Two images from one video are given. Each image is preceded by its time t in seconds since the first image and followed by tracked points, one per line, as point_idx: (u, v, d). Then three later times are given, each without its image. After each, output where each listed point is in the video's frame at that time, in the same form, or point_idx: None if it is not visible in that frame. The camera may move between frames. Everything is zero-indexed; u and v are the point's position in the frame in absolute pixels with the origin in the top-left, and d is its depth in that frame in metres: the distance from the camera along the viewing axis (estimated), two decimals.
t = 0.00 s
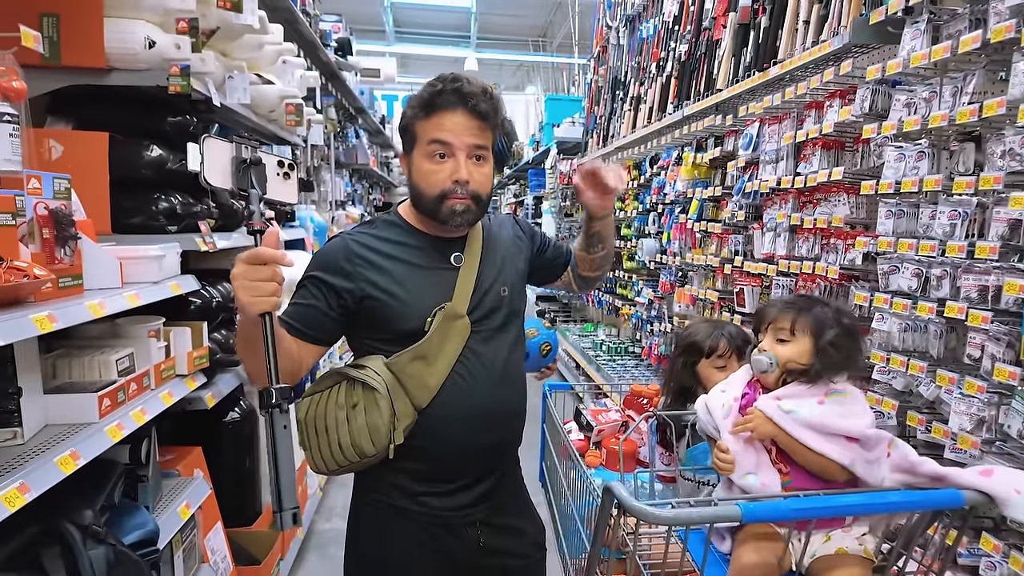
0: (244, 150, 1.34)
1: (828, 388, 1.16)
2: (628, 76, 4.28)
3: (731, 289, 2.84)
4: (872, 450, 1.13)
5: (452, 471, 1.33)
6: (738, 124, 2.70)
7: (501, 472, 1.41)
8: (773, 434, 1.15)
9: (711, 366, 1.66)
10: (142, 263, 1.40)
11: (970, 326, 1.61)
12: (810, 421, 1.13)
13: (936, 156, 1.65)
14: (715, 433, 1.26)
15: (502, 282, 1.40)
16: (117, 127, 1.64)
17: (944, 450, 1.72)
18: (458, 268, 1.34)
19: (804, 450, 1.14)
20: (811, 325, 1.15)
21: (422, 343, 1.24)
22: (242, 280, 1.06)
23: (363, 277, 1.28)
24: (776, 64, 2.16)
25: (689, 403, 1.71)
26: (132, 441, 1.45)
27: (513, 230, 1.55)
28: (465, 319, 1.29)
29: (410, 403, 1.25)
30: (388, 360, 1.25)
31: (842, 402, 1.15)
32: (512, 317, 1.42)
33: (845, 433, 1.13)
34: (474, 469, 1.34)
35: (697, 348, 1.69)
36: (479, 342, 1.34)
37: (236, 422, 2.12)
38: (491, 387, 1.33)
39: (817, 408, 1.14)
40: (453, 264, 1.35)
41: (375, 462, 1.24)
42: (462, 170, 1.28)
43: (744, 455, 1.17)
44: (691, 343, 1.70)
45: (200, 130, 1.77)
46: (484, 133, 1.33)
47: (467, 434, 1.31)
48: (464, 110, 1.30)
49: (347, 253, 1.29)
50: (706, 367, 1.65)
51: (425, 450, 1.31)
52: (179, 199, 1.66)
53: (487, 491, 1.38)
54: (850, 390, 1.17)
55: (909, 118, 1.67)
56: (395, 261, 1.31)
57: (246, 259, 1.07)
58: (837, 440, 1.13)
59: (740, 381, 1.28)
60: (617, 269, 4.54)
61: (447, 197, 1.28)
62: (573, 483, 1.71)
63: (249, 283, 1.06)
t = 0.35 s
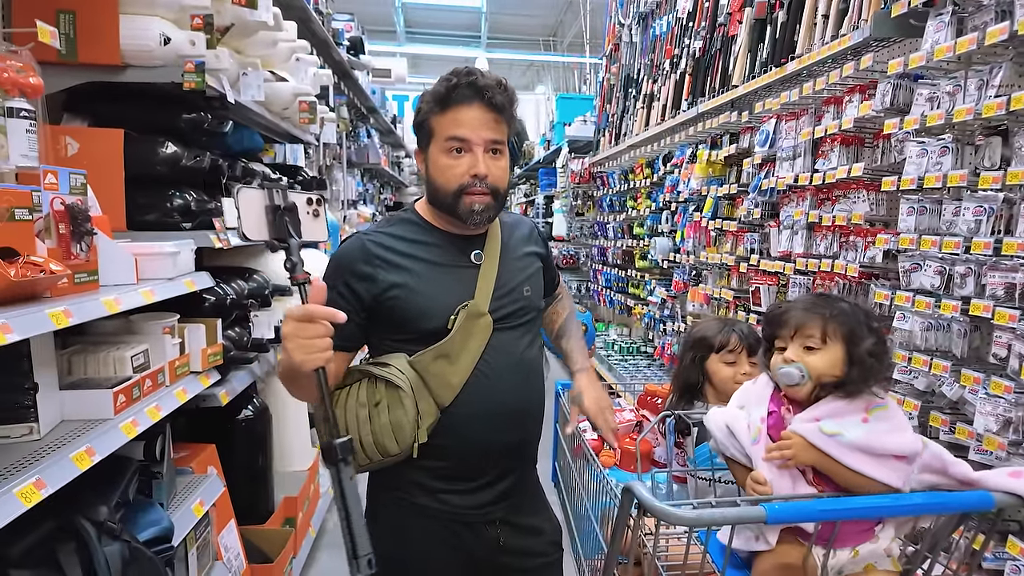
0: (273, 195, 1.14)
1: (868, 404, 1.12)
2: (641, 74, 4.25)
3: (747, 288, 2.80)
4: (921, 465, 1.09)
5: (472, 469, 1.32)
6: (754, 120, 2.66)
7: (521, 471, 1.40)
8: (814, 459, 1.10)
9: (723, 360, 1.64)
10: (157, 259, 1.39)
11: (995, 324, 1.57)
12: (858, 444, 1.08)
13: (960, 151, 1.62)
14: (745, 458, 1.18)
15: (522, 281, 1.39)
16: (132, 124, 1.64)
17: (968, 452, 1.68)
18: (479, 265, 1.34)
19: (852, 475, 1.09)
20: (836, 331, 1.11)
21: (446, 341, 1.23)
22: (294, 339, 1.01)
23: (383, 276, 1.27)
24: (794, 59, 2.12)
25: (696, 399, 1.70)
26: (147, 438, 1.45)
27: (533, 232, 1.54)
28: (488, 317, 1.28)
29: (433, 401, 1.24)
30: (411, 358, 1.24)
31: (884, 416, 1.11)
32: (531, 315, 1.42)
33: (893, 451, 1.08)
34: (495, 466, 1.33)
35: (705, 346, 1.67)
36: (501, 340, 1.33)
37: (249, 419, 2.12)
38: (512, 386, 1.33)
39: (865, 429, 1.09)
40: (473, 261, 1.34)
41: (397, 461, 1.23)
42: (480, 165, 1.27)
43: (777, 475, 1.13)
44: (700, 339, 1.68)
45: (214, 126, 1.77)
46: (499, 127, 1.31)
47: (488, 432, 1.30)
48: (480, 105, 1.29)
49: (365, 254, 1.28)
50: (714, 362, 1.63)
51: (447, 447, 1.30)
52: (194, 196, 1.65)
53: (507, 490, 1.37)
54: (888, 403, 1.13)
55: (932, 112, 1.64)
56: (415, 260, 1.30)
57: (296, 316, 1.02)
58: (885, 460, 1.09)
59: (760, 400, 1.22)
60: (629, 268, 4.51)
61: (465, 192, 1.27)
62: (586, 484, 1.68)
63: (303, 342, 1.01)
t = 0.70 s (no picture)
0: (336, 259, 1.06)
1: (878, 444, 1.06)
2: (644, 75, 4.25)
3: (751, 290, 2.79)
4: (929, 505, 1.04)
5: (479, 475, 1.32)
6: (758, 123, 2.66)
7: (527, 476, 1.41)
8: (813, 489, 1.06)
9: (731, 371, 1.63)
10: (163, 264, 1.40)
11: (1000, 328, 1.57)
12: (862, 478, 1.04)
13: (966, 155, 1.61)
14: (741, 464, 1.21)
15: (536, 289, 1.41)
16: (136, 129, 1.64)
17: (973, 456, 1.68)
18: (493, 272, 1.35)
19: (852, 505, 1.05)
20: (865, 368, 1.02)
21: (460, 345, 1.25)
22: (383, 400, 1.05)
23: (398, 282, 1.29)
24: (798, 62, 2.12)
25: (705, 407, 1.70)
26: (152, 443, 1.45)
27: (545, 243, 1.55)
28: (503, 324, 1.30)
29: (443, 404, 1.25)
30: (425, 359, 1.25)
31: (896, 459, 1.05)
32: (543, 324, 1.43)
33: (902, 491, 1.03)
34: (502, 472, 1.34)
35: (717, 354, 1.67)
36: (513, 348, 1.34)
37: (253, 423, 2.13)
38: (520, 393, 1.33)
39: (873, 467, 1.04)
40: (487, 269, 1.35)
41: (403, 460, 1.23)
42: (486, 175, 1.27)
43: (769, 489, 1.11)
44: (711, 346, 1.69)
45: (219, 131, 1.77)
46: (508, 137, 1.31)
47: (497, 438, 1.31)
48: (490, 117, 1.29)
49: (383, 262, 1.30)
50: (725, 373, 1.63)
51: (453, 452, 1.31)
52: (198, 200, 1.65)
53: (512, 496, 1.37)
54: (903, 444, 1.08)
55: (937, 116, 1.63)
56: (431, 267, 1.31)
57: (381, 376, 1.05)
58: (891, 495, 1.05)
59: (768, 413, 1.19)
60: (631, 269, 4.50)
61: (472, 202, 1.28)
62: (591, 488, 1.68)
63: (391, 403, 1.06)
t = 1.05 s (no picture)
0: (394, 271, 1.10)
1: (861, 417, 1.09)
2: (645, 75, 4.25)
3: (752, 289, 2.80)
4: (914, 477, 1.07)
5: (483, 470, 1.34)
6: (759, 121, 2.67)
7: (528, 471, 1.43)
8: (802, 464, 1.08)
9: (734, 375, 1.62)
10: (168, 261, 1.40)
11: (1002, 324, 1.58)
12: (847, 453, 1.05)
13: (967, 152, 1.62)
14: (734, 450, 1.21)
15: (543, 288, 1.44)
16: (141, 126, 1.65)
17: (976, 452, 1.69)
18: (503, 270, 1.37)
19: (838, 480, 1.06)
20: (835, 341, 1.03)
21: (473, 342, 1.26)
22: (432, 407, 1.08)
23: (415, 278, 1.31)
24: (799, 61, 2.13)
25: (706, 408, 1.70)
26: (157, 439, 1.46)
27: (554, 241, 1.57)
28: (512, 323, 1.31)
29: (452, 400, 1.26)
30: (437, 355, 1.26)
31: (878, 431, 1.08)
32: (547, 323, 1.46)
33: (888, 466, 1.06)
34: (505, 467, 1.37)
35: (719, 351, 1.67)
36: (520, 346, 1.37)
37: (256, 420, 2.13)
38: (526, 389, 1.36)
39: (859, 442, 1.06)
40: (497, 266, 1.37)
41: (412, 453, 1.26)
42: (492, 167, 1.27)
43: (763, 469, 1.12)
44: (701, 346, 1.68)
45: (223, 128, 1.78)
46: (513, 131, 1.31)
47: (502, 432, 1.33)
48: (496, 111, 1.29)
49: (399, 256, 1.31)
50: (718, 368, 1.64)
51: (459, 448, 1.33)
52: (202, 198, 1.64)
53: (512, 490, 1.40)
54: (886, 418, 1.10)
55: (938, 114, 1.64)
56: (445, 264, 1.33)
57: (431, 384, 1.07)
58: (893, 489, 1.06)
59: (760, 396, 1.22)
60: (632, 269, 4.51)
61: (479, 193, 1.28)
62: (594, 484, 1.68)
63: (440, 411, 1.08)
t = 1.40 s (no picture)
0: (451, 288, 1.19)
1: (810, 397, 1.06)
2: (649, 74, 4.23)
3: (758, 289, 2.78)
4: (852, 463, 1.00)
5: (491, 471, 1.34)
6: (764, 120, 2.65)
7: (535, 471, 1.43)
8: (761, 435, 1.12)
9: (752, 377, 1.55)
10: (172, 261, 1.39)
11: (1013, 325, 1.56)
12: (787, 427, 1.06)
13: (978, 151, 1.60)
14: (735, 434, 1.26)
15: (548, 286, 1.44)
16: (144, 126, 1.64)
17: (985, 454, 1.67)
18: (507, 268, 1.37)
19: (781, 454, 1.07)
20: (784, 321, 1.09)
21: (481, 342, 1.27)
22: (473, 414, 1.13)
23: (420, 277, 1.30)
24: (806, 60, 2.11)
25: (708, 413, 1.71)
26: (160, 441, 1.45)
27: (557, 237, 1.56)
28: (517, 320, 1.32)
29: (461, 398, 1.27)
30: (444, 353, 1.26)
31: (824, 415, 1.03)
32: (553, 320, 1.46)
33: (819, 446, 1.02)
34: (511, 467, 1.37)
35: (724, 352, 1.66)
36: (526, 344, 1.37)
37: (260, 421, 2.12)
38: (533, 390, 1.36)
39: (796, 419, 1.05)
40: (501, 265, 1.37)
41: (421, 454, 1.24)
42: (492, 166, 1.26)
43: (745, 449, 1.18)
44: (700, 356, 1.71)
45: (226, 128, 1.77)
46: (513, 129, 1.30)
47: (510, 433, 1.34)
48: (495, 109, 1.28)
49: (403, 255, 1.30)
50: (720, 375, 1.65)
51: (471, 447, 1.33)
52: (205, 199, 1.64)
53: (517, 491, 1.40)
54: (833, 401, 1.04)
55: (949, 112, 1.62)
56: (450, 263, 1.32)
57: (474, 392, 1.12)
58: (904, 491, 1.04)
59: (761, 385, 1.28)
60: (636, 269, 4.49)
61: (479, 193, 1.27)
62: (600, 486, 1.67)
63: (480, 416, 1.14)
